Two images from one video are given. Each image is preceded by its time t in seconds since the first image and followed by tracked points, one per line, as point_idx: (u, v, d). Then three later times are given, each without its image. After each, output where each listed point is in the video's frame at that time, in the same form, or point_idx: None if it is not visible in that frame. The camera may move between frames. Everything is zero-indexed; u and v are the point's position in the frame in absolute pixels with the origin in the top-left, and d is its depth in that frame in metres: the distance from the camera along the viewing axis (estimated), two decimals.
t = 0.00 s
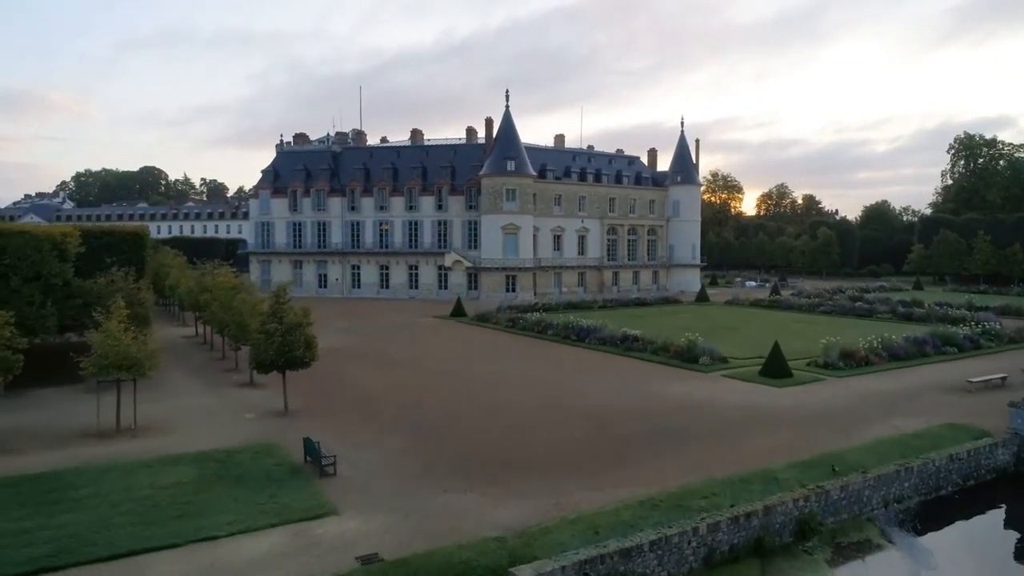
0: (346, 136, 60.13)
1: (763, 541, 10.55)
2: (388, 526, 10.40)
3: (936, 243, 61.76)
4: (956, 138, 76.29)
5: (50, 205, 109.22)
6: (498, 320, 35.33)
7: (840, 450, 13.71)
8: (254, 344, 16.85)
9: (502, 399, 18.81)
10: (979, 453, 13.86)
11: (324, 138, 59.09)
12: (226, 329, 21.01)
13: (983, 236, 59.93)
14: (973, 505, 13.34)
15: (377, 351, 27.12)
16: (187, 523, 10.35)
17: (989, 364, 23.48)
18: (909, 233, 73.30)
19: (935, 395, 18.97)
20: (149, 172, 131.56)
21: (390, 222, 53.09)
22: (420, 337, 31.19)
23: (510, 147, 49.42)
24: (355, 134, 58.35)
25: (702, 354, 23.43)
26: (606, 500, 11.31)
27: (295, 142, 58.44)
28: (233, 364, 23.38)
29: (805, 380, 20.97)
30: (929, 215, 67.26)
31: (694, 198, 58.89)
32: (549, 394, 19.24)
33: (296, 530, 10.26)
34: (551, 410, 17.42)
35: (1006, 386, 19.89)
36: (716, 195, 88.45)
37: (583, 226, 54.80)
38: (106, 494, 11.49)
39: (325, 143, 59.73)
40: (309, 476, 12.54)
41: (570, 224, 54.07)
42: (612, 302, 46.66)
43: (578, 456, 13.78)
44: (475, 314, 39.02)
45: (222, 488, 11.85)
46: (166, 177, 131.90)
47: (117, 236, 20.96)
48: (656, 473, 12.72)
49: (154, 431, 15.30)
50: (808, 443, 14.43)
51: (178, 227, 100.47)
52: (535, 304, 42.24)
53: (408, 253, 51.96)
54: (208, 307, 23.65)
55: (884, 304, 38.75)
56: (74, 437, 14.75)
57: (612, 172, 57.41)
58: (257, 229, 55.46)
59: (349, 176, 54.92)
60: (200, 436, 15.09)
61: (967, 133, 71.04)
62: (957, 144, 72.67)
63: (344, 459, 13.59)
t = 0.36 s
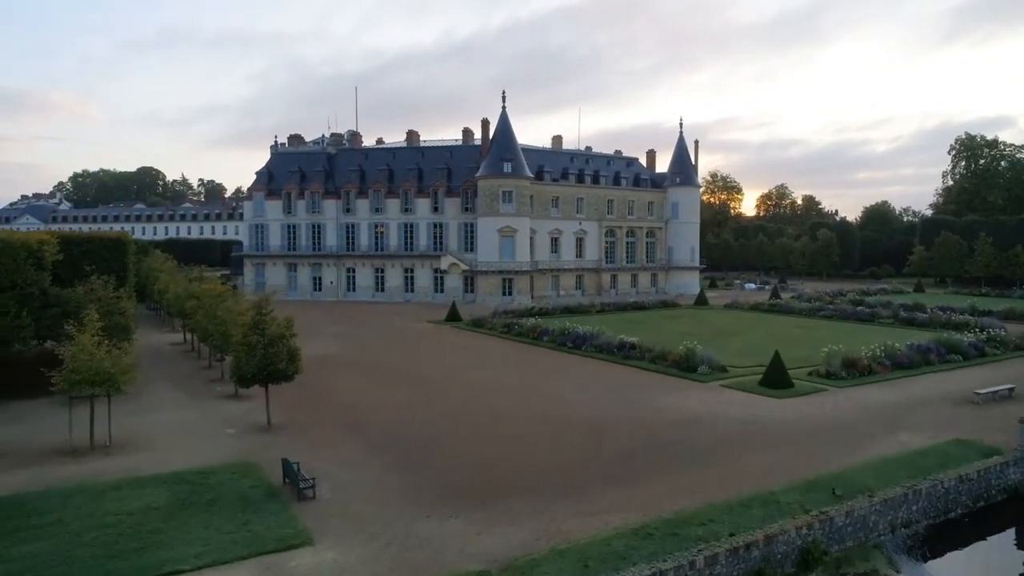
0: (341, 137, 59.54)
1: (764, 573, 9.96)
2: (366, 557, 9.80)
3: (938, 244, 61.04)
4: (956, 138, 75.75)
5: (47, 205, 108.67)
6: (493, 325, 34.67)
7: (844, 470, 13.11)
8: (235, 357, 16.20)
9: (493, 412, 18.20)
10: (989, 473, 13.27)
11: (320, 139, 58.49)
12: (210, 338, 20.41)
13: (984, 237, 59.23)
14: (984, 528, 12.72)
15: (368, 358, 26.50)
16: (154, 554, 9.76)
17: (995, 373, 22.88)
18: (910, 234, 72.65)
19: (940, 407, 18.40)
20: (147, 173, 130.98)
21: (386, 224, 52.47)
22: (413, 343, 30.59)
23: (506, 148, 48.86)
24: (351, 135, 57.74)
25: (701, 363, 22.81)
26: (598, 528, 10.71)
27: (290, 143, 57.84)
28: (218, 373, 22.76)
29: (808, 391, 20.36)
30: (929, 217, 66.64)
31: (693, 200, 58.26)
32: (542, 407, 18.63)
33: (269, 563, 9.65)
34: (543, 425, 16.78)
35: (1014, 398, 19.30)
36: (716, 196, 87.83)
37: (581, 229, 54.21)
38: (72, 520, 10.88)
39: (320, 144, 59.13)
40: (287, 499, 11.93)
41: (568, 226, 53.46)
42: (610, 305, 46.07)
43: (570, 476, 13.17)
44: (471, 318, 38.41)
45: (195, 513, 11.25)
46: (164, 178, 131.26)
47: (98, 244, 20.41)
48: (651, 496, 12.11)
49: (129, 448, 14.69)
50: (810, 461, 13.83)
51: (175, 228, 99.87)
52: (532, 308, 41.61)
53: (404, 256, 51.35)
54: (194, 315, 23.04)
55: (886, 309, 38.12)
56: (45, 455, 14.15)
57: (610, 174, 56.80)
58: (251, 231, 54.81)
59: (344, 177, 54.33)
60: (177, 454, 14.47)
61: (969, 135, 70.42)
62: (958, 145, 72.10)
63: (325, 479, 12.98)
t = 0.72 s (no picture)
0: (336, 138, 58.86)
1: None
2: None
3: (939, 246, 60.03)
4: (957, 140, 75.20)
5: (43, 205, 107.95)
6: (487, 331, 33.99)
7: (848, 493, 12.48)
8: (214, 370, 15.55)
9: (483, 425, 17.58)
10: (1000, 495, 12.64)
11: (314, 140, 57.87)
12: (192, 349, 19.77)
13: (986, 239, 58.58)
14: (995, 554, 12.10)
15: (358, 366, 25.83)
16: None
17: (1001, 383, 22.26)
18: (911, 236, 71.83)
19: (946, 420, 17.78)
20: (144, 173, 130.29)
21: (381, 226, 51.81)
22: (405, 350, 29.95)
23: (502, 150, 48.24)
24: (345, 136, 57.06)
25: (699, 373, 22.17)
26: (588, 560, 10.09)
27: (284, 145, 57.17)
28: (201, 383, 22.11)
29: (809, 402, 19.72)
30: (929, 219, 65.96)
31: (692, 202, 57.58)
32: (534, 420, 18.00)
33: None
34: (534, 441, 16.14)
35: (1022, 411, 18.68)
36: (715, 197, 87.15)
37: (578, 231, 53.55)
38: (29, 551, 10.26)
39: (315, 145, 58.43)
40: (261, 526, 11.31)
41: (565, 228, 52.83)
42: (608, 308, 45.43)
43: (560, 499, 12.54)
44: (466, 324, 37.76)
45: (162, 542, 10.64)
46: (161, 179, 130.56)
47: (75, 251, 19.84)
48: (645, 522, 11.49)
49: (100, 468, 14.05)
50: (812, 482, 13.20)
51: (172, 229, 99.16)
52: (528, 312, 40.97)
53: (399, 258, 50.71)
54: (177, 323, 22.42)
55: (887, 314, 37.44)
56: (12, 475, 13.53)
57: (608, 175, 56.11)
58: (244, 234, 54.13)
59: (338, 179, 53.68)
60: (151, 473, 13.84)
61: (970, 135, 69.58)
62: (959, 146, 71.53)
63: (303, 503, 12.35)
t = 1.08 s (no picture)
0: (331, 139, 58.19)
1: None
2: None
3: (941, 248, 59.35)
4: (959, 141, 74.57)
5: (39, 206, 107.21)
6: (482, 337, 33.29)
7: (853, 520, 11.81)
8: (189, 385, 14.89)
9: (473, 441, 16.91)
10: (1013, 522, 11.96)
11: (310, 142, 57.23)
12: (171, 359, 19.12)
13: (989, 241, 57.91)
14: None
15: (346, 375, 25.16)
16: None
17: (1008, 395, 21.57)
18: (912, 237, 71.21)
19: (953, 436, 17.14)
20: (141, 173, 129.57)
21: (376, 229, 51.12)
22: (397, 358, 29.29)
23: (498, 152, 47.62)
24: (341, 137, 56.37)
25: (697, 384, 21.47)
26: None
27: (279, 146, 56.49)
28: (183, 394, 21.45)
29: (810, 416, 19.03)
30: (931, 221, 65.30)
31: (692, 203, 56.86)
32: (526, 437, 17.35)
33: None
34: (524, 460, 15.46)
35: None
36: (715, 197, 86.45)
37: (576, 233, 52.88)
38: None
39: (310, 146, 57.76)
40: (228, 558, 10.65)
41: (563, 231, 52.18)
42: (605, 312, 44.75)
43: (550, 527, 11.90)
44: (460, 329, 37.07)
45: None
46: (158, 179, 129.84)
47: (51, 259, 19.38)
48: (637, 554, 10.81)
49: (66, 490, 13.40)
50: (814, 507, 12.51)
51: (169, 231, 98.37)
52: (524, 317, 40.28)
53: (394, 261, 50.05)
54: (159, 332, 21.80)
55: (890, 319, 36.75)
56: None
57: (607, 177, 55.40)
58: (237, 236, 53.44)
59: (333, 181, 53.01)
60: (119, 497, 13.19)
61: (972, 136, 69.10)
62: (961, 147, 70.91)
63: (277, 532, 11.68)
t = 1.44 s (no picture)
0: (326, 141, 57.48)
1: None
2: None
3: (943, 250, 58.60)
4: (960, 141, 73.81)
5: (34, 207, 106.27)
6: (475, 344, 32.55)
7: (859, 553, 11.13)
8: (161, 402, 14.19)
9: (458, 458, 16.21)
10: None
11: (303, 143, 56.47)
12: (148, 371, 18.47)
13: (991, 243, 57.15)
14: None
15: (334, 385, 24.45)
16: None
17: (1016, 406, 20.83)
18: (913, 239, 70.50)
19: (961, 453, 16.39)
20: (139, 173, 128.76)
21: (371, 232, 50.40)
22: (388, 365, 28.56)
23: (494, 154, 46.94)
24: (335, 138, 55.63)
25: (695, 396, 20.74)
26: None
27: (272, 147, 55.74)
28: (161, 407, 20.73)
29: (811, 431, 18.32)
30: (931, 223, 64.54)
31: (690, 205, 56.15)
32: (516, 454, 16.64)
33: None
34: (513, 481, 14.76)
35: None
36: (715, 198, 85.77)
37: (573, 236, 52.19)
38: None
39: (304, 148, 57.05)
40: None
41: (560, 234, 51.49)
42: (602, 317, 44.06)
43: (534, 560, 11.17)
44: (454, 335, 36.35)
45: None
46: (155, 179, 128.95)
47: (25, 267, 19.17)
48: None
49: (26, 516, 12.72)
50: (817, 536, 11.81)
51: (164, 232, 97.35)
52: (519, 322, 39.53)
53: (389, 264, 49.34)
54: (139, 342, 21.18)
55: (891, 324, 36.06)
56: None
57: (605, 179, 54.65)
58: (230, 239, 52.66)
59: (327, 183, 52.30)
60: (81, 524, 12.49)
61: (974, 136, 68.25)
62: (961, 148, 70.10)
63: (245, 566, 10.98)
